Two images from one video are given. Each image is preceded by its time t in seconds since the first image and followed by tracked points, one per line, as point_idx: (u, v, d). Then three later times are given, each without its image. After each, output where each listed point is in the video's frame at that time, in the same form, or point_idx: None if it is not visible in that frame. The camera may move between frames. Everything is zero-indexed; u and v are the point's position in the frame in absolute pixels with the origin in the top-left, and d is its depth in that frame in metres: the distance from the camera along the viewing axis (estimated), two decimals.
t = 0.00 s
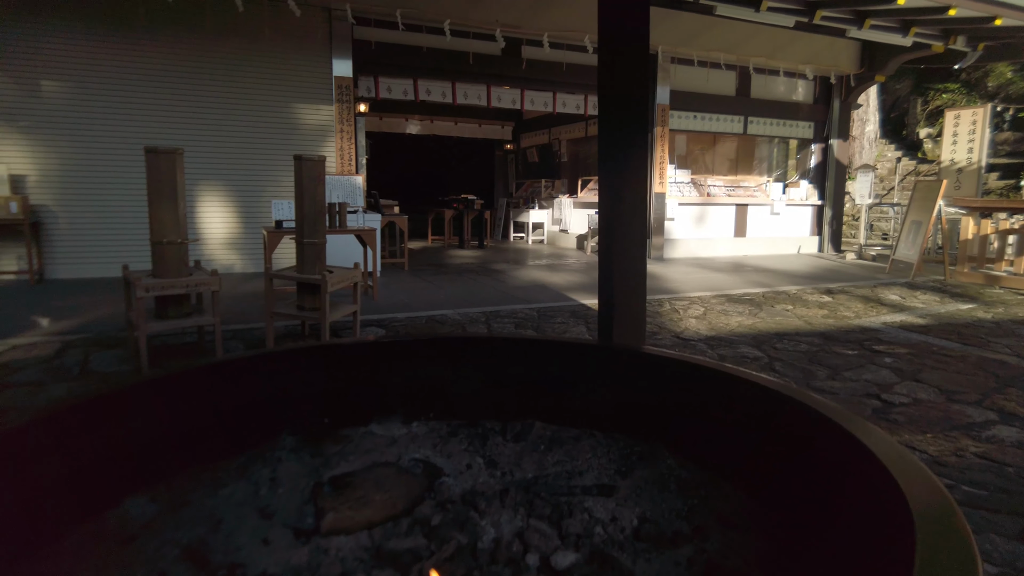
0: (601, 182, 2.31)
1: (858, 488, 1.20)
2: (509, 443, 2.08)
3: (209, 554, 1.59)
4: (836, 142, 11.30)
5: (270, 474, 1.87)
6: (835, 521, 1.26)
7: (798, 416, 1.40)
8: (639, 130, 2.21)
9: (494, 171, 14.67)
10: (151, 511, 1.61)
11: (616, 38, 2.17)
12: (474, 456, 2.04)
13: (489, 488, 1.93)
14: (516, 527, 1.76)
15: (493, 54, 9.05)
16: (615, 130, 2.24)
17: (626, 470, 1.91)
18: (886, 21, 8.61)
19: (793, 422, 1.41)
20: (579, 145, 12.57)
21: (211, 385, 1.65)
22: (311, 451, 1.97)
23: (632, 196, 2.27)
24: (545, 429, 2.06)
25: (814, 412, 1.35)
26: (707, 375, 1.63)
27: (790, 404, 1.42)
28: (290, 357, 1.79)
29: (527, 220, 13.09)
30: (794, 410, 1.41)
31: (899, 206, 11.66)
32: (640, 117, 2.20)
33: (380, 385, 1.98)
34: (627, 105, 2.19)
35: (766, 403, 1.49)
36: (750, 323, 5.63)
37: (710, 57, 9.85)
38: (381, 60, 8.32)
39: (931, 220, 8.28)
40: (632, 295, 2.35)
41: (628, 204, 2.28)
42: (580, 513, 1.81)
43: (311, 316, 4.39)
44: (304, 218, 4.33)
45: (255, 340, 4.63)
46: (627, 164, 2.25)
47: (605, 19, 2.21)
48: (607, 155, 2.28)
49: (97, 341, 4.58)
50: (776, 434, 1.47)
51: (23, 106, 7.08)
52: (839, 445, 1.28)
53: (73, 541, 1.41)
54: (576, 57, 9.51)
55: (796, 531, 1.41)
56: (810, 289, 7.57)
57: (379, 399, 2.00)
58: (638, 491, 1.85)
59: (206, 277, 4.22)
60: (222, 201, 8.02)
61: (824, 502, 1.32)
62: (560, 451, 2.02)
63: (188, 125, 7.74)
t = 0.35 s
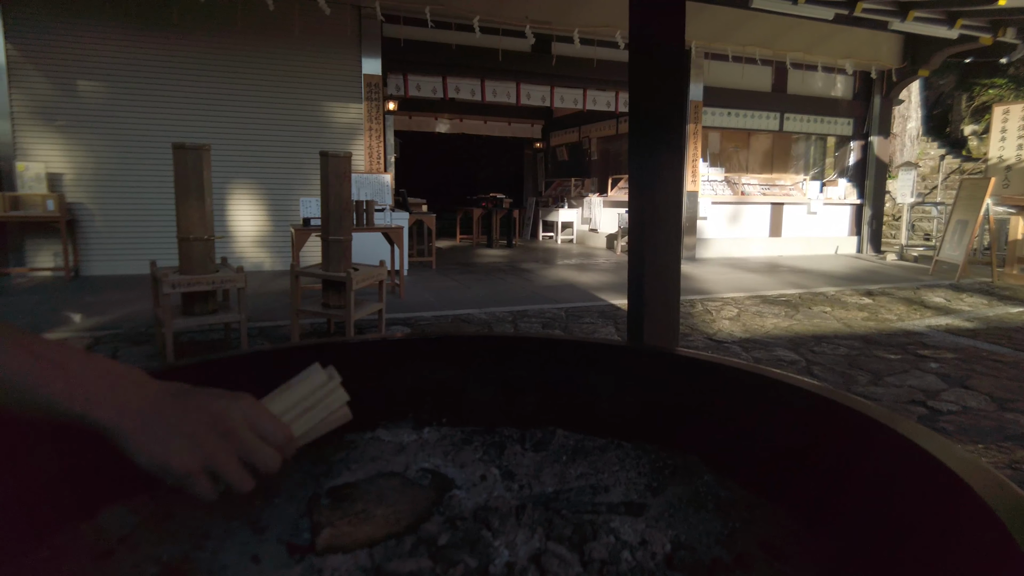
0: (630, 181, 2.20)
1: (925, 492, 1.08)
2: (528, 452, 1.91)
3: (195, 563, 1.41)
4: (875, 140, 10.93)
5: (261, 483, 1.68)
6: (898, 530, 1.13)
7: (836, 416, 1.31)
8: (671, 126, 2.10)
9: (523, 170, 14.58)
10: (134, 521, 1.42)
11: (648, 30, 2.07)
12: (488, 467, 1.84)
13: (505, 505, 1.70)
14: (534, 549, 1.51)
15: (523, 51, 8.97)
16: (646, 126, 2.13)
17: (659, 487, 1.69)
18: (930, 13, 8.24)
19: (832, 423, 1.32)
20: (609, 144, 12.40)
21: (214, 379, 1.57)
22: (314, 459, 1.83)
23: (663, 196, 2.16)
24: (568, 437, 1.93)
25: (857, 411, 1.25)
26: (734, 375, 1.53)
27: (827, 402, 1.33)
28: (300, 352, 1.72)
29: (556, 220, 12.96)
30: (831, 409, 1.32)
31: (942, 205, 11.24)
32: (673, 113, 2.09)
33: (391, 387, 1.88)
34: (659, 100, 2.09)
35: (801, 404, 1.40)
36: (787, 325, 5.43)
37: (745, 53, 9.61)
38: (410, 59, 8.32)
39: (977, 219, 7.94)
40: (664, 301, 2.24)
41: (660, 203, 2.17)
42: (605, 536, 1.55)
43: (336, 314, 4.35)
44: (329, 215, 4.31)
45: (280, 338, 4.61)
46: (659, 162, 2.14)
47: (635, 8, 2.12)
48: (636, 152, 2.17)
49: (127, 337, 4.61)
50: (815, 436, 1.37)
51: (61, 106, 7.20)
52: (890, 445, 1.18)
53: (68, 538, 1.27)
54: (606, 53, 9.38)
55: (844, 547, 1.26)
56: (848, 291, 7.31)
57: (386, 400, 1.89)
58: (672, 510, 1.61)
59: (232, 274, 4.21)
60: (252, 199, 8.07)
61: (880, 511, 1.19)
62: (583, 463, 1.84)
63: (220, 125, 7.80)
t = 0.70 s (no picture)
0: (662, 177, 2.15)
1: (992, 498, 0.99)
2: (552, 451, 1.85)
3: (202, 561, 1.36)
4: (916, 138, 10.61)
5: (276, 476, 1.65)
6: (965, 541, 1.03)
7: (883, 415, 1.22)
8: (706, 119, 2.04)
9: (553, 170, 14.51)
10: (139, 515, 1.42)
11: (684, 22, 2.02)
12: (510, 465, 1.79)
13: (526, 505, 1.65)
14: (556, 553, 1.47)
15: (553, 50, 8.92)
16: (679, 117, 2.06)
17: (690, 489, 1.62)
18: (975, 7, 7.92)
19: (879, 423, 1.23)
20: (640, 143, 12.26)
21: (241, 369, 1.60)
22: (328, 454, 1.75)
23: (697, 191, 2.09)
24: (594, 436, 1.87)
25: (906, 409, 1.16)
26: (763, 369, 1.46)
27: (872, 400, 1.23)
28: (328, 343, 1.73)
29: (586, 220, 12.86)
30: (876, 409, 1.23)
31: (986, 206, 10.86)
32: (709, 106, 2.03)
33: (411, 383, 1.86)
34: (693, 93, 2.02)
35: (843, 403, 1.31)
36: (821, 327, 5.29)
37: (780, 50, 9.40)
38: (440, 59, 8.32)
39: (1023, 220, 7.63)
40: (699, 295, 2.16)
41: (693, 199, 2.10)
42: (633, 541, 1.49)
43: (364, 311, 4.36)
44: (358, 213, 4.32)
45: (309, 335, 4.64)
46: (694, 155, 2.07)
47: None
48: (668, 146, 2.11)
49: (160, 333, 4.68)
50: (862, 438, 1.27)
51: (100, 107, 7.37)
52: (948, 447, 1.09)
53: (71, 529, 1.31)
54: (637, 51, 9.27)
55: (901, 559, 1.16)
56: (887, 293, 7.09)
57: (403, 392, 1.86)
58: (704, 514, 1.55)
59: (262, 271, 4.25)
60: (284, 199, 8.16)
61: (935, 519, 1.11)
62: (610, 463, 1.77)
63: (252, 125, 7.90)
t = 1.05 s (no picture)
0: (678, 180, 2.10)
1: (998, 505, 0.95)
2: (558, 453, 1.83)
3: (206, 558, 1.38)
4: (952, 137, 10.33)
5: (281, 474, 1.67)
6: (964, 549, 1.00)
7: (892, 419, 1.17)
8: (721, 120, 2.00)
9: (578, 171, 14.45)
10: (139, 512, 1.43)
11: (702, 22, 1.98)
12: (515, 467, 1.78)
13: (528, 508, 1.65)
14: (557, 558, 1.47)
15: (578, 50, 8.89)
16: (696, 116, 2.03)
17: (697, 495, 1.60)
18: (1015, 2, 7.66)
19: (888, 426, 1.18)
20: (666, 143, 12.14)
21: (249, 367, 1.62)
22: (333, 453, 1.77)
23: (713, 194, 2.04)
24: (601, 439, 1.83)
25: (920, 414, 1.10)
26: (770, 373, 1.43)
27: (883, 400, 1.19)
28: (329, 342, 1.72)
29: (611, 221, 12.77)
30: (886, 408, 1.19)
31: None
32: (725, 109, 1.99)
33: (417, 381, 1.84)
34: (710, 96, 1.99)
35: (852, 405, 1.26)
36: (851, 330, 5.17)
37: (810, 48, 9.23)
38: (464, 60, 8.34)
39: None
40: (716, 298, 2.11)
41: (709, 202, 2.05)
42: (636, 548, 1.48)
43: (386, 311, 4.38)
44: (381, 213, 4.34)
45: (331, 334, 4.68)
46: (711, 158, 2.03)
47: None
48: (684, 150, 2.07)
49: (187, 331, 4.76)
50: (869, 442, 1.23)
51: (132, 110, 7.52)
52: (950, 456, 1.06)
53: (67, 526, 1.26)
54: (663, 50, 9.19)
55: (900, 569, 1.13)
56: (920, 296, 6.91)
57: (411, 395, 1.85)
58: (711, 522, 1.53)
59: (286, 270, 4.29)
60: (310, 199, 8.25)
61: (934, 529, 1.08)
62: (617, 467, 1.75)
63: (279, 127, 8.00)
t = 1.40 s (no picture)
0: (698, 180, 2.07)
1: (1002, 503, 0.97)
2: (573, 455, 1.82)
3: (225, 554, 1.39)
4: (987, 136, 10.08)
5: (297, 474, 1.68)
6: (974, 552, 1.01)
7: (898, 419, 1.18)
8: (742, 120, 1.98)
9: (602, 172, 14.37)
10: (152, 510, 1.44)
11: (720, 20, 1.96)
12: (529, 469, 1.78)
13: (542, 510, 1.65)
14: (570, 561, 1.46)
15: (603, 49, 8.86)
16: (715, 116, 2.00)
17: (714, 500, 1.57)
18: None
19: (893, 427, 1.19)
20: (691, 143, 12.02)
21: (269, 366, 1.63)
22: (348, 452, 1.79)
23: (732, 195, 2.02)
24: (617, 441, 1.81)
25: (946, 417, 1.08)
26: (793, 376, 1.39)
27: (889, 400, 1.19)
28: (344, 340, 1.72)
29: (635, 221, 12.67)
30: (890, 409, 1.19)
31: None
32: (744, 111, 1.98)
33: (431, 381, 1.84)
34: (730, 95, 1.97)
35: (869, 409, 1.24)
36: (881, 333, 5.07)
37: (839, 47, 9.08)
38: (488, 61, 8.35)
39: None
40: (735, 302, 2.08)
41: (728, 203, 2.03)
42: (650, 553, 1.47)
43: (408, 310, 4.40)
44: (403, 213, 4.35)
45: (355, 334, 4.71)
46: (730, 159, 2.00)
47: None
48: (703, 150, 2.05)
49: (213, 330, 4.82)
50: (876, 443, 1.24)
51: (163, 113, 7.67)
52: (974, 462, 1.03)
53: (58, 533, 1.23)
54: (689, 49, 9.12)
55: None
56: (953, 299, 6.74)
57: (425, 396, 1.86)
58: (730, 528, 1.51)
59: (309, 270, 4.33)
60: (335, 200, 8.32)
61: (958, 535, 1.05)
62: (633, 469, 1.73)
63: (306, 128, 8.09)
